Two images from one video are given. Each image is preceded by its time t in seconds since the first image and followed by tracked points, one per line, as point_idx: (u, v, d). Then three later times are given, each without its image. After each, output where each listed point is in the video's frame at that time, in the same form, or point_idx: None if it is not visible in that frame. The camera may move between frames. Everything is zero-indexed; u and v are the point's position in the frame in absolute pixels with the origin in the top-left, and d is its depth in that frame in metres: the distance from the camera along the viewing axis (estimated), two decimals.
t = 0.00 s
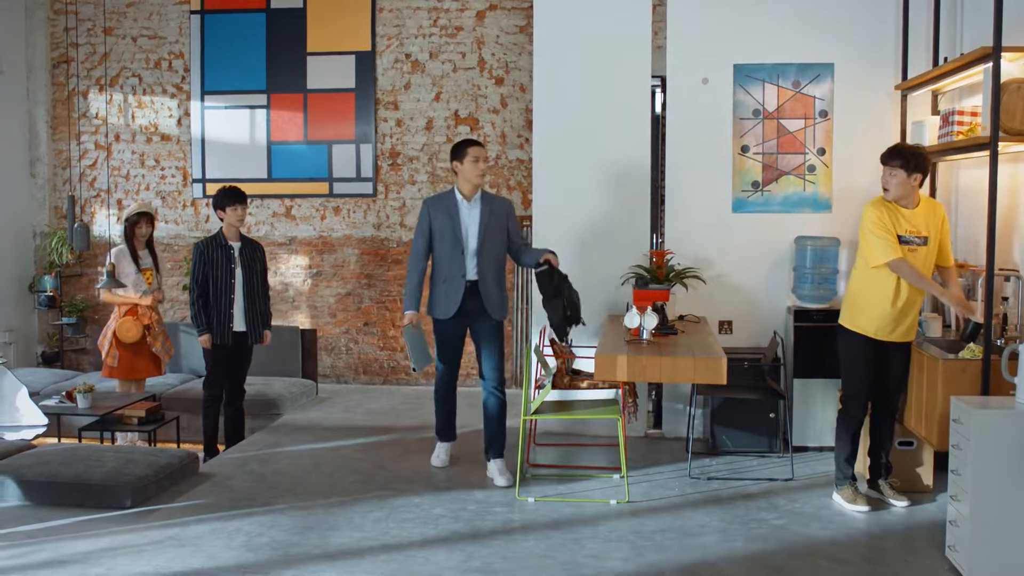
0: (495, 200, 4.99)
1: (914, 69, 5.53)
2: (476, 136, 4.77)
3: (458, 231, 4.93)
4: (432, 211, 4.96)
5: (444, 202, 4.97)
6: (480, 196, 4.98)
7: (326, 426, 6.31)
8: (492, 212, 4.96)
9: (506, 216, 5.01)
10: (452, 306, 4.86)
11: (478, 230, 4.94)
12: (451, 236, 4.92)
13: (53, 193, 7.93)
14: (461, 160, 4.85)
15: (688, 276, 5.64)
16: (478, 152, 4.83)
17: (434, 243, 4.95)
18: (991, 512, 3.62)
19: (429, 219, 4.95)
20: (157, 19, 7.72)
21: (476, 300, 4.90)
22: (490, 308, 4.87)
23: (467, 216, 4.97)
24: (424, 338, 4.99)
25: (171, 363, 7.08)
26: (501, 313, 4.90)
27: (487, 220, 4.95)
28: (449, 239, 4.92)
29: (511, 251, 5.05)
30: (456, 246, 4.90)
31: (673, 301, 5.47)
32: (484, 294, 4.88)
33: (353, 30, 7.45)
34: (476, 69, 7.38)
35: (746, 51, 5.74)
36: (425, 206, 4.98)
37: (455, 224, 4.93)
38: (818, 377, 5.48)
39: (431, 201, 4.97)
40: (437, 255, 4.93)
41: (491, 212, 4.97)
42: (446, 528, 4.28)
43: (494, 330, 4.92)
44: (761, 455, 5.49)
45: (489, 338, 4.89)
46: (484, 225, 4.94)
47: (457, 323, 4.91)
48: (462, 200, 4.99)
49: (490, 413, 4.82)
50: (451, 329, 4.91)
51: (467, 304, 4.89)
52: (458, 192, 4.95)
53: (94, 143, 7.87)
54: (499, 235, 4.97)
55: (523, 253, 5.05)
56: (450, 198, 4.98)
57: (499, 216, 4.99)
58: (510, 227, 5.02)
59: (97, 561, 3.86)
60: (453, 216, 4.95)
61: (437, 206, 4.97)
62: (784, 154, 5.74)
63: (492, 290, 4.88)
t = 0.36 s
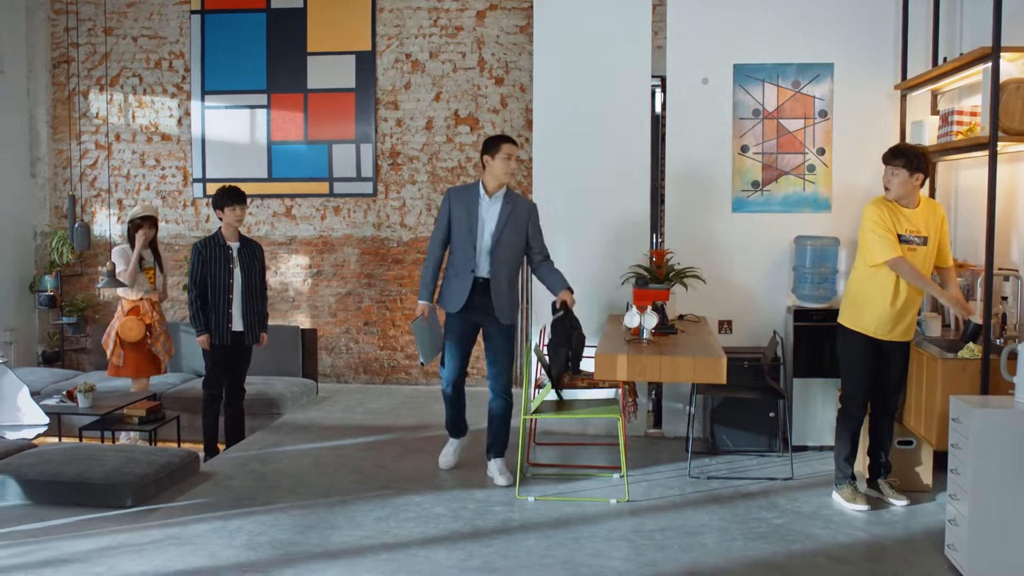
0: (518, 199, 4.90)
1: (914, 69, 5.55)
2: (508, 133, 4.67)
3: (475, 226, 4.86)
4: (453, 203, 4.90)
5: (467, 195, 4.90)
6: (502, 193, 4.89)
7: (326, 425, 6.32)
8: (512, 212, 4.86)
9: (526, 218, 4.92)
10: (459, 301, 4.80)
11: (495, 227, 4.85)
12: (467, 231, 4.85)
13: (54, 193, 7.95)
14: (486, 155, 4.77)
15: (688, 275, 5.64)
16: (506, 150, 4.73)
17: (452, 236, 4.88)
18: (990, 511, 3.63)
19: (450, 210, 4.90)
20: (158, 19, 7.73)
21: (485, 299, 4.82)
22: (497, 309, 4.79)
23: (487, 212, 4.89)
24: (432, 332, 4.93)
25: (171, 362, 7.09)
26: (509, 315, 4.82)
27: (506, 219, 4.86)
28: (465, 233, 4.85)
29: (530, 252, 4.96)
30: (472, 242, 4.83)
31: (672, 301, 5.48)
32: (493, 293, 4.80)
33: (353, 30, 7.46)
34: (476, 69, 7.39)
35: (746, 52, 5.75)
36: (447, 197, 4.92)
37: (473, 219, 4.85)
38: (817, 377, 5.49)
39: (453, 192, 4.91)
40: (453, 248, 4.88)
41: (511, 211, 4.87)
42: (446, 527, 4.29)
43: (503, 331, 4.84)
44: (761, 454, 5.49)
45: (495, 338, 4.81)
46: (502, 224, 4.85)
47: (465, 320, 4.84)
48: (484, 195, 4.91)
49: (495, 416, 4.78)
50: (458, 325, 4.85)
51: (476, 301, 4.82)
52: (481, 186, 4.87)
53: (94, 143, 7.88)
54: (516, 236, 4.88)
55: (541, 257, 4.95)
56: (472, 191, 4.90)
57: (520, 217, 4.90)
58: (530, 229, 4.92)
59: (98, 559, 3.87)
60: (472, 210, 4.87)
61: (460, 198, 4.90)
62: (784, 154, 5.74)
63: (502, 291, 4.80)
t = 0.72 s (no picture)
0: (521, 200, 4.81)
1: (913, 69, 5.57)
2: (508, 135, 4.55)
3: (478, 227, 4.80)
4: (457, 203, 4.85)
5: (472, 196, 4.84)
6: (505, 194, 4.82)
7: (327, 425, 6.34)
8: (514, 213, 4.79)
9: (529, 219, 4.83)
10: (461, 303, 4.74)
11: (498, 228, 4.79)
12: (471, 232, 4.79)
13: (55, 192, 7.96)
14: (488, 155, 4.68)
15: (688, 275, 5.65)
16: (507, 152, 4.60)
17: (457, 237, 4.83)
18: (989, 509, 3.65)
19: (455, 211, 4.85)
20: (158, 19, 7.74)
21: (486, 300, 4.75)
22: (497, 312, 4.71)
23: (490, 213, 4.82)
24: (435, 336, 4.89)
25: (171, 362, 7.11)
26: (511, 318, 4.74)
27: (509, 220, 4.79)
28: (467, 234, 4.79)
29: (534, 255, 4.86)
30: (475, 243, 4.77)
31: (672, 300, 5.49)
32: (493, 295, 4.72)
33: (354, 31, 7.47)
34: (476, 69, 7.40)
35: (745, 52, 5.76)
36: (452, 197, 4.88)
37: (474, 220, 4.79)
38: (817, 376, 5.51)
39: (457, 192, 4.86)
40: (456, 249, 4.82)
41: (513, 212, 4.80)
42: (447, 526, 4.30)
43: (504, 334, 4.78)
44: (761, 453, 5.51)
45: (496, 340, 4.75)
46: (504, 226, 4.78)
47: (466, 321, 4.78)
48: (489, 196, 4.84)
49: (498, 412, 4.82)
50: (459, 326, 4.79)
51: (477, 303, 4.75)
52: (485, 187, 4.81)
53: (95, 143, 7.90)
54: (519, 238, 4.80)
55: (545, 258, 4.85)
56: (476, 192, 4.85)
57: (523, 218, 4.82)
58: (534, 230, 4.83)
59: (100, 558, 3.89)
60: (475, 211, 4.82)
61: (463, 198, 4.85)
62: (783, 154, 5.76)
63: (503, 293, 4.72)
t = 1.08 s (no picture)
0: (508, 203, 4.75)
1: (911, 69, 5.59)
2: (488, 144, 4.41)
3: (468, 236, 4.69)
4: (442, 213, 4.71)
5: (457, 204, 4.72)
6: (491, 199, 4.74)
7: (328, 423, 6.37)
8: (505, 217, 4.73)
9: (519, 219, 4.78)
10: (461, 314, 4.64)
11: (491, 234, 4.71)
12: (462, 241, 4.67)
13: (56, 191, 7.99)
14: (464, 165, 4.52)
15: (688, 274, 5.68)
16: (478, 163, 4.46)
17: (446, 246, 4.70)
18: (986, 507, 3.68)
19: (441, 221, 4.71)
20: (160, 18, 7.76)
21: (487, 307, 4.69)
22: (502, 317, 4.68)
23: (478, 220, 4.73)
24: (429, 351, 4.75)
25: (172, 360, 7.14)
26: (513, 321, 4.71)
27: (500, 223, 4.72)
28: (459, 243, 4.68)
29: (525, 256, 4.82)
30: (468, 251, 4.67)
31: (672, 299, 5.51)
32: (496, 302, 4.67)
33: (355, 30, 7.49)
34: (477, 69, 7.42)
35: (745, 52, 5.79)
36: (435, 207, 4.73)
37: (465, 229, 4.68)
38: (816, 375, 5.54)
39: (441, 202, 4.72)
40: (447, 261, 4.70)
41: (503, 215, 4.73)
42: (448, 523, 4.33)
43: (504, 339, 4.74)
44: (760, 451, 5.54)
45: (499, 345, 4.71)
46: (496, 231, 4.71)
47: (466, 331, 4.68)
48: (474, 202, 4.74)
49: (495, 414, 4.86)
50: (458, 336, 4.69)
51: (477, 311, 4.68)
52: (470, 195, 4.69)
53: (97, 142, 7.92)
54: (512, 240, 4.75)
55: (538, 256, 4.83)
56: (460, 199, 4.72)
57: (513, 220, 4.76)
58: (525, 230, 4.78)
59: (104, 554, 3.91)
60: (463, 220, 4.70)
61: (448, 207, 4.72)
62: (782, 153, 5.78)
63: (505, 298, 4.68)
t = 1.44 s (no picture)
0: (482, 195, 4.67)
1: (914, 68, 5.63)
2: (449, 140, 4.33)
3: (445, 234, 4.63)
4: (416, 214, 4.66)
5: (429, 202, 4.66)
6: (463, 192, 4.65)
7: (334, 420, 6.41)
8: (479, 209, 4.65)
9: (494, 210, 4.69)
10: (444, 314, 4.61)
11: (466, 228, 4.64)
12: (439, 241, 4.62)
13: (64, 190, 8.05)
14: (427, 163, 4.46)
15: (691, 273, 5.71)
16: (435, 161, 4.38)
17: (422, 247, 4.65)
18: (987, 503, 3.71)
19: (415, 222, 4.65)
20: (166, 18, 7.80)
21: (472, 303, 4.64)
22: (487, 311, 4.63)
23: (452, 216, 4.65)
24: (420, 353, 4.75)
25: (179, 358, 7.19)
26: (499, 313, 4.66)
27: (475, 216, 4.64)
28: (435, 243, 4.62)
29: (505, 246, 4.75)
30: (445, 249, 4.61)
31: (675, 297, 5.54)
32: (480, 298, 4.62)
33: (361, 30, 7.53)
34: (481, 69, 7.44)
35: (749, 52, 5.82)
36: (408, 209, 4.68)
37: (440, 228, 4.62)
38: (819, 373, 5.57)
39: (414, 203, 4.66)
40: (427, 262, 4.65)
41: (477, 208, 4.65)
42: (454, 519, 4.37)
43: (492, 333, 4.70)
44: (763, 449, 5.57)
45: (487, 340, 4.67)
46: (471, 224, 4.63)
47: (453, 332, 4.65)
48: (446, 198, 4.66)
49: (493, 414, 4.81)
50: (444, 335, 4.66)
51: (461, 308, 4.64)
52: (442, 193, 4.62)
53: (104, 142, 7.97)
54: (488, 231, 4.68)
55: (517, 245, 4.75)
56: (432, 198, 4.66)
57: (488, 212, 4.67)
58: (501, 219, 4.71)
59: (114, 549, 3.96)
60: (438, 219, 4.64)
61: (420, 207, 4.66)
62: (786, 153, 5.82)
63: (488, 292, 4.63)
